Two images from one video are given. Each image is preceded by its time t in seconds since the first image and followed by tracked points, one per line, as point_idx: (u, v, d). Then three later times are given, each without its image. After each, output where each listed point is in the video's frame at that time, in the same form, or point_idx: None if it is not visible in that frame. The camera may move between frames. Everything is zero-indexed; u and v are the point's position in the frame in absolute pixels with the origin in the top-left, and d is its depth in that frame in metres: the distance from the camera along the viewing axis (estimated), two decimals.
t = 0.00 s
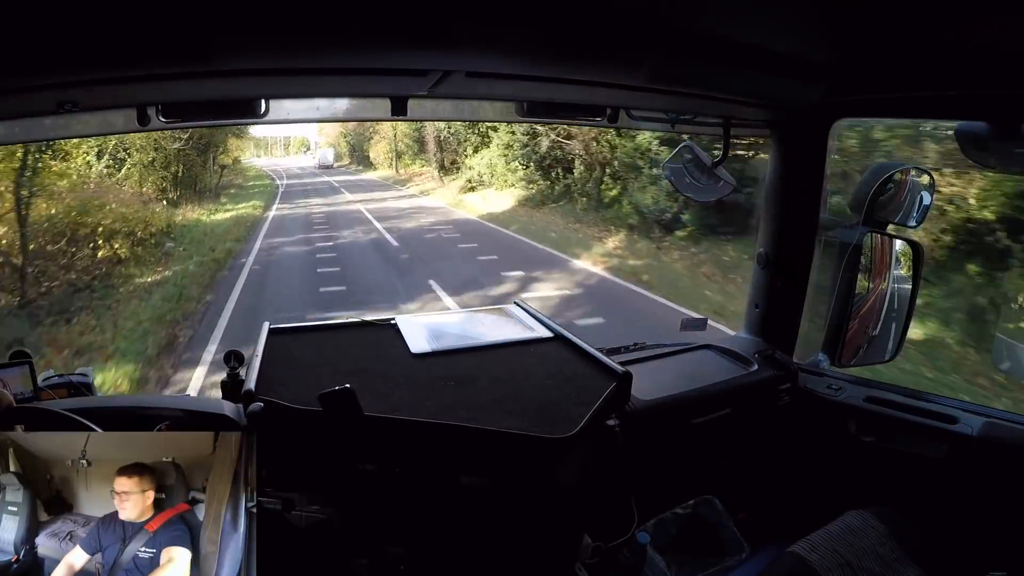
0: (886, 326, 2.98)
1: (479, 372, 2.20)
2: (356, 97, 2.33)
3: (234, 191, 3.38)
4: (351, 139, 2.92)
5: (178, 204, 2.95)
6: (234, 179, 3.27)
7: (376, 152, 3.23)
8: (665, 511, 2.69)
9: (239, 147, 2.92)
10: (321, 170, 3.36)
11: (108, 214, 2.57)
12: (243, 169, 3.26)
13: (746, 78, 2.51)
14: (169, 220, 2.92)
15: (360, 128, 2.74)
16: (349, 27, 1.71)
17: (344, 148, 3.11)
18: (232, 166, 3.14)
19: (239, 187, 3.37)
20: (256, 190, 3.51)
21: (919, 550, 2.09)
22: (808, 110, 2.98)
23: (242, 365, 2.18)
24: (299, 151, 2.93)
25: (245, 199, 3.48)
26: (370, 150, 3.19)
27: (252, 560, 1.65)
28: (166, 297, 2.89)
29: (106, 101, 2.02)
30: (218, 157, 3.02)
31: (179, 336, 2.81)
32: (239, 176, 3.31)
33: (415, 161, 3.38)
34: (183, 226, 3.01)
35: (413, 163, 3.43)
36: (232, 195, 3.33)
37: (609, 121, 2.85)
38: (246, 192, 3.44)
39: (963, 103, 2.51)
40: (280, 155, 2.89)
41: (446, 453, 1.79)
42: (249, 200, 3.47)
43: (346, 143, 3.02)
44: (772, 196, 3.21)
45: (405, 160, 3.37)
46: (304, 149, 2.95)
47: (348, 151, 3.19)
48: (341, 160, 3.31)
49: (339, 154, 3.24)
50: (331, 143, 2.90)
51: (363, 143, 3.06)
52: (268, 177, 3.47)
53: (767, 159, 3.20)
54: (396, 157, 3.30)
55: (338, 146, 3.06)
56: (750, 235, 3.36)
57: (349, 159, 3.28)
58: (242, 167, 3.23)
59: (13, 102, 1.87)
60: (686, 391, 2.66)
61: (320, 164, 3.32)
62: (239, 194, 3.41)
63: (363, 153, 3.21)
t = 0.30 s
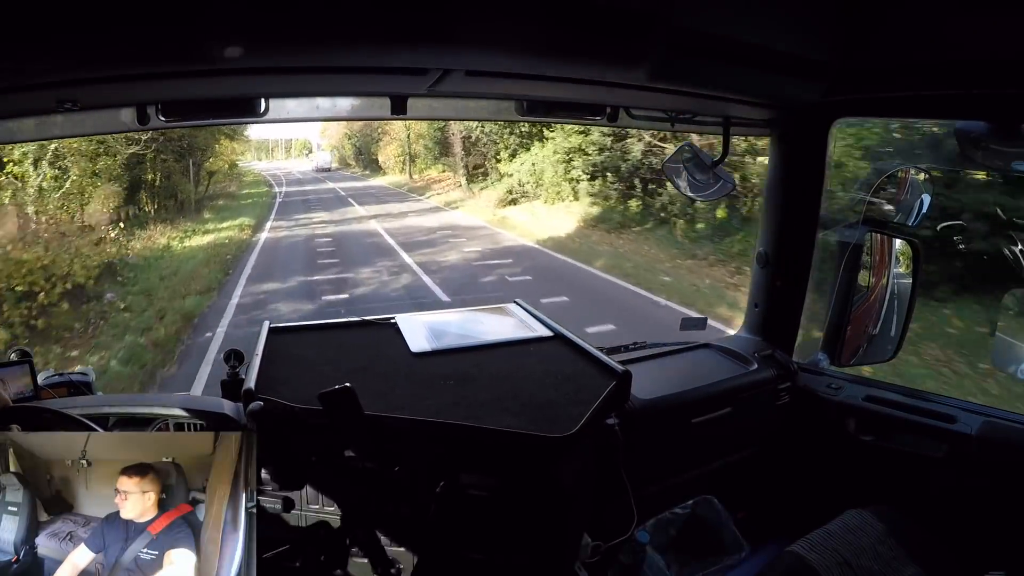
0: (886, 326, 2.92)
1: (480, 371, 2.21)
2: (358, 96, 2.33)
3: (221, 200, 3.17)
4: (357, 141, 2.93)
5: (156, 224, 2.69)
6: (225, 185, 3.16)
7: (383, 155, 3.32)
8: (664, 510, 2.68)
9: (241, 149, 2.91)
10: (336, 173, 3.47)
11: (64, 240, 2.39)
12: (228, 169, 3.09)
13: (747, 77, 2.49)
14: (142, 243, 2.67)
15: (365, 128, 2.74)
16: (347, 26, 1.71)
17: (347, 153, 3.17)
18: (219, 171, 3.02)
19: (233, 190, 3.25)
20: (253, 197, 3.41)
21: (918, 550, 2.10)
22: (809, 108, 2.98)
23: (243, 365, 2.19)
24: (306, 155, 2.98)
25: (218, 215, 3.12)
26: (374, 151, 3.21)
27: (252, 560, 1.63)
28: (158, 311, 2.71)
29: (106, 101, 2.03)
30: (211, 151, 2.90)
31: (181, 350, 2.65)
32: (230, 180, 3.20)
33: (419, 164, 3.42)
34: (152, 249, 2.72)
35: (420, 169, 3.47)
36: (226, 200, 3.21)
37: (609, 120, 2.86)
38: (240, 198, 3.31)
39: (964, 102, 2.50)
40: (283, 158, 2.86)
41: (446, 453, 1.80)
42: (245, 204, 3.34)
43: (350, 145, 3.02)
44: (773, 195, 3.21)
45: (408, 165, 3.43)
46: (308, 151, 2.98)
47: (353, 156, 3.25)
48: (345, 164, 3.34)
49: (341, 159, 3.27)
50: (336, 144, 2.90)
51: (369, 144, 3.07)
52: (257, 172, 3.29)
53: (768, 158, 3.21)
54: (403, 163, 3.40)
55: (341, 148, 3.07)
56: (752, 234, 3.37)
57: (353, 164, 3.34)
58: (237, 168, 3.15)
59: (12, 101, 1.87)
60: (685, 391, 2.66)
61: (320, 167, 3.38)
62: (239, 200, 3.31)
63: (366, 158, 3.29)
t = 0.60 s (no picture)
0: (885, 326, 2.94)
1: (479, 372, 2.21)
2: (357, 96, 2.33)
3: (204, 209, 2.98)
4: (360, 138, 2.89)
5: (99, 251, 2.45)
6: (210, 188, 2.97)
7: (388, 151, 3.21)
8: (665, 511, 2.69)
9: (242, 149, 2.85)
10: (338, 172, 3.42)
11: None
12: (214, 168, 2.91)
13: (746, 77, 2.49)
14: (77, 280, 2.39)
15: (370, 127, 2.72)
16: (346, 26, 1.71)
17: (348, 149, 3.10)
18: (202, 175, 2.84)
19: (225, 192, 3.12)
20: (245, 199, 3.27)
21: (919, 550, 2.10)
22: (809, 108, 2.98)
23: (242, 365, 2.18)
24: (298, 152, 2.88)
25: (203, 225, 2.96)
26: (378, 149, 3.15)
27: (253, 559, 1.64)
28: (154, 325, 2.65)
29: (106, 101, 2.03)
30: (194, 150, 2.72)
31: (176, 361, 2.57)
32: (219, 180, 3.03)
33: (420, 162, 3.32)
34: (71, 296, 2.37)
35: (426, 168, 3.38)
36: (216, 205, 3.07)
37: (610, 120, 2.86)
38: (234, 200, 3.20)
39: (964, 102, 2.50)
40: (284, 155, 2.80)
41: (445, 455, 1.79)
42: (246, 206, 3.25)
43: (352, 141, 2.97)
44: (773, 196, 3.21)
45: (414, 164, 3.34)
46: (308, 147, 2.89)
47: (354, 155, 3.21)
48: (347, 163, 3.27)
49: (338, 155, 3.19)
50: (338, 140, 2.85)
51: (374, 141, 3.01)
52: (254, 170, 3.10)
53: (767, 158, 3.21)
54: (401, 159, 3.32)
55: (345, 144, 3.01)
56: (752, 235, 3.37)
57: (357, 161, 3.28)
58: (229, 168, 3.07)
59: (12, 102, 1.87)
60: (686, 392, 2.65)
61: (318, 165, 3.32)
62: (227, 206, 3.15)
63: (370, 156, 3.25)
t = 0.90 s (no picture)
0: (886, 325, 2.91)
1: (479, 371, 2.21)
2: (358, 96, 2.33)
3: (176, 227, 2.43)
4: (364, 138, 2.70)
5: None
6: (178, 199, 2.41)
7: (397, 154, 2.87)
8: (665, 511, 2.69)
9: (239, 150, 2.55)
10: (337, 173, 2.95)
11: None
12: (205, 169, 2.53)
13: (745, 78, 2.50)
14: None
15: (379, 127, 2.60)
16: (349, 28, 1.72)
17: (350, 147, 2.75)
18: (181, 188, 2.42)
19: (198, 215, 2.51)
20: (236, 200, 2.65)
21: (917, 549, 2.11)
22: (808, 108, 2.98)
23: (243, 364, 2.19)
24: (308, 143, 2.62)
25: (169, 254, 2.43)
26: (385, 151, 2.84)
27: (253, 559, 1.63)
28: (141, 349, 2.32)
29: (104, 100, 2.03)
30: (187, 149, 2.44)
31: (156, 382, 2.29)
32: (214, 181, 2.56)
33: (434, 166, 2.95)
34: None
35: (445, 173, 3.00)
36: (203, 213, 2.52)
37: (610, 120, 2.85)
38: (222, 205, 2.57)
39: (963, 103, 2.51)
40: (285, 156, 2.59)
41: (446, 454, 1.80)
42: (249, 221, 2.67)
43: (359, 141, 2.75)
44: (772, 196, 3.22)
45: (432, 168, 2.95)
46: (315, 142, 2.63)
47: (341, 147, 2.76)
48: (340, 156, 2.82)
49: (334, 155, 2.81)
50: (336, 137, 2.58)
51: (384, 142, 2.78)
52: (251, 170, 2.58)
53: (768, 157, 3.20)
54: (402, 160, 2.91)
55: (354, 145, 2.76)
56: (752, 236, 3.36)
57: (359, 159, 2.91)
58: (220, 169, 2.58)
59: (15, 102, 1.89)
60: (686, 391, 2.66)
61: (323, 169, 2.92)
62: (214, 219, 2.53)
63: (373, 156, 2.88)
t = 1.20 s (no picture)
0: (885, 327, 2.96)
1: (479, 371, 2.21)
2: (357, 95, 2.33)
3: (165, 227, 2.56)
4: (376, 139, 2.86)
5: None
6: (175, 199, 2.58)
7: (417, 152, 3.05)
8: (665, 511, 2.69)
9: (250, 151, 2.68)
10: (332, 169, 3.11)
11: None
12: (197, 171, 2.62)
13: (745, 78, 2.49)
14: None
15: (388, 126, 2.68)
16: (347, 27, 1.72)
17: (362, 147, 2.93)
18: (175, 188, 2.55)
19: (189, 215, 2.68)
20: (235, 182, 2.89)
21: (918, 550, 2.10)
22: (808, 109, 2.98)
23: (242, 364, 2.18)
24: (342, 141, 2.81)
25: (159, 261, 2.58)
26: (397, 154, 3.05)
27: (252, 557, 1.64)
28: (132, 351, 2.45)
29: (104, 101, 2.03)
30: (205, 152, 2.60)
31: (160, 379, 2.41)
32: (209, 180, 2.74)
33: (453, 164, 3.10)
34: None
35: (473, 178, 3.13)
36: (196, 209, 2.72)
37: (610, 120, 2.85)
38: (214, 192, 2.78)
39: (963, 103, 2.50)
40: (286, 155, 2.72)
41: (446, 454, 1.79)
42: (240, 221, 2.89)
43: (364, 140, 2.91)
44: (772, 196, 3.21)
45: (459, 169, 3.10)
46: (324, 140, 2.74)
47: (361, 148, 2.97)
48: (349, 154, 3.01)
49: (331, 152, 2.94)
50: (343, 137, 2.72)
51: (396, 141, 2.93)
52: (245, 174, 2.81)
53: (768, 157, 3.20)
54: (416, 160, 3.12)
55: (362, 144, 2.92)
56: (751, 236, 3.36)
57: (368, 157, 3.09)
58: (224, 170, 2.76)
59: (14, 103, 1.89)
60: (686, 391, 2.66)
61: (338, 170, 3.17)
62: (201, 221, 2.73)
63: (381, 156, 3.08)
